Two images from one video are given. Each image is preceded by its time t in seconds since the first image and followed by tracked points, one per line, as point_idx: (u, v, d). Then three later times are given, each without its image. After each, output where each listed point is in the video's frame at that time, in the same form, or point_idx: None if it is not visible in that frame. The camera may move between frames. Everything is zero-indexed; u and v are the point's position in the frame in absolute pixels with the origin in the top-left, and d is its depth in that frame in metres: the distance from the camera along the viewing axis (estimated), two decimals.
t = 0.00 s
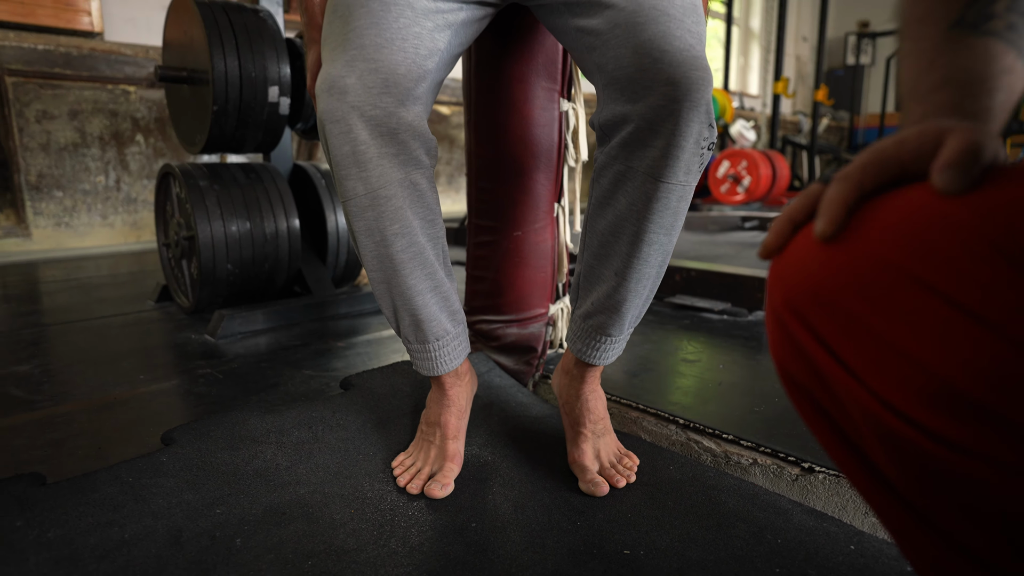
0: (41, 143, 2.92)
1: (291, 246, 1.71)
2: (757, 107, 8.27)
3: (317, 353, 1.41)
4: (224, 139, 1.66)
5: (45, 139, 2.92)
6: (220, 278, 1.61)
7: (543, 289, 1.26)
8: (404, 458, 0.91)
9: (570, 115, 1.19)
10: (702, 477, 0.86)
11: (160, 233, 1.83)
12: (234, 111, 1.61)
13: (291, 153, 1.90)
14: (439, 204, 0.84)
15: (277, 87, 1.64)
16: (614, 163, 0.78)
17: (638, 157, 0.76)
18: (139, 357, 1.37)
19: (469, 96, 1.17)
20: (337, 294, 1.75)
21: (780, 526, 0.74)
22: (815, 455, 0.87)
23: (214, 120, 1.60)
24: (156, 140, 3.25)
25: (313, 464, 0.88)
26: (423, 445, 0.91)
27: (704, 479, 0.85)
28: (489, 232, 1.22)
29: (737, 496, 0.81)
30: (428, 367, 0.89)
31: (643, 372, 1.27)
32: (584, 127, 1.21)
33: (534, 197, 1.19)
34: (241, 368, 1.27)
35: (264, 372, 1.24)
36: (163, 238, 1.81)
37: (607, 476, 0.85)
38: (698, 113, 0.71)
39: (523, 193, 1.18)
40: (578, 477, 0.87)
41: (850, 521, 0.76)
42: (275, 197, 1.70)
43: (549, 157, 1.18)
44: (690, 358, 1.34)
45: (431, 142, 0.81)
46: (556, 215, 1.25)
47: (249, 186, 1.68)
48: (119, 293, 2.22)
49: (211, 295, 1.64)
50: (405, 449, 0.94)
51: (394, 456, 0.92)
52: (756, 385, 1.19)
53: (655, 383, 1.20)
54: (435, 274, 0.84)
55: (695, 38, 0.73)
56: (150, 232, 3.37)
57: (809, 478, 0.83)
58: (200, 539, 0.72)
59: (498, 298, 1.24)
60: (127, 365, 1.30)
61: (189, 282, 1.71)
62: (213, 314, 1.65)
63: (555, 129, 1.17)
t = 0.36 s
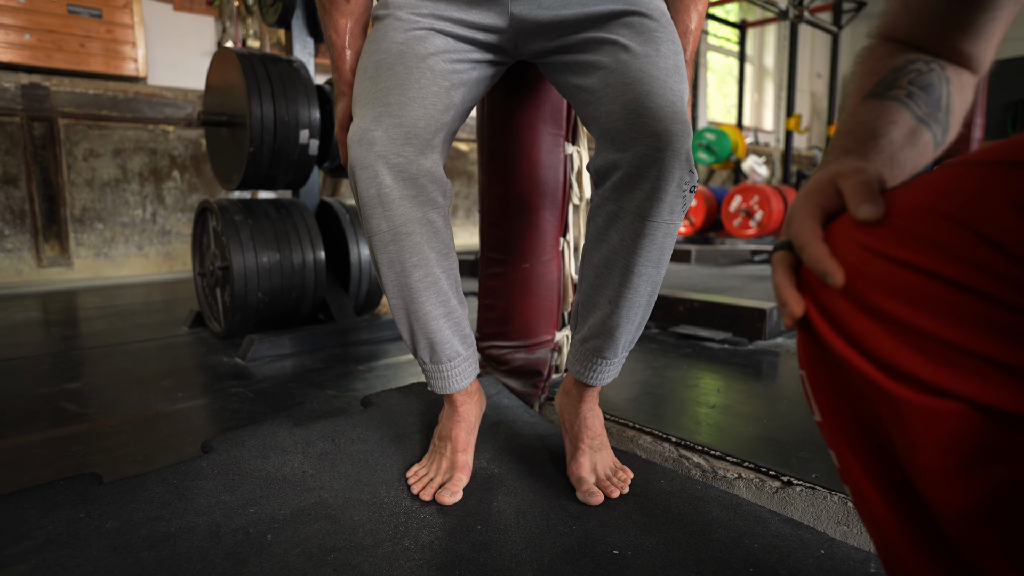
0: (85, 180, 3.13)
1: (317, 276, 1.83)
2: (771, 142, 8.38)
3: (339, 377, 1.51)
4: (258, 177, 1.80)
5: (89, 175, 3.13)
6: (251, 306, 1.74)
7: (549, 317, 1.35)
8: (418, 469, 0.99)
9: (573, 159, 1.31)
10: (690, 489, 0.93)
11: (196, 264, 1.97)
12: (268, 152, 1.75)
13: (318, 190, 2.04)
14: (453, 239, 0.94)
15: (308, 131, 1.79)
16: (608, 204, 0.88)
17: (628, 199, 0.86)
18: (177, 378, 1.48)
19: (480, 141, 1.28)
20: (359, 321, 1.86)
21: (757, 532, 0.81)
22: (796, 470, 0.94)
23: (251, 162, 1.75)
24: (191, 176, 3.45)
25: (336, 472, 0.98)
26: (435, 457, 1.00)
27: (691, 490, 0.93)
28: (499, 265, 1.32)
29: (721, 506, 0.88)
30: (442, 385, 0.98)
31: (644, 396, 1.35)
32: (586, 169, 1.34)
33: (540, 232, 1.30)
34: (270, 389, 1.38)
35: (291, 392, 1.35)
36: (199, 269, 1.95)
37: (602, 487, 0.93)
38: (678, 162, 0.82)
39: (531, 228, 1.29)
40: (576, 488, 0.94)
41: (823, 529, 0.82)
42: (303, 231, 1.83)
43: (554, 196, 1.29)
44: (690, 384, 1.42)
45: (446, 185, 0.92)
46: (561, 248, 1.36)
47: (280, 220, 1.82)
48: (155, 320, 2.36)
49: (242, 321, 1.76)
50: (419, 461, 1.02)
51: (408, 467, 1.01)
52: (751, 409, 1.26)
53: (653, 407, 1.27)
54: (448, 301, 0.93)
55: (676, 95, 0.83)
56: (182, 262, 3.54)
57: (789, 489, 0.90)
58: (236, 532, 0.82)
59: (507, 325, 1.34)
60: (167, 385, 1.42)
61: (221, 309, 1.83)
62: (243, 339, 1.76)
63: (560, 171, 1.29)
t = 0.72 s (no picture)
0: (116, 213, 3.32)
1: (336, 305, 1.99)
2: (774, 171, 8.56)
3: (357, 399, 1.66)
4: (283, 215, 1.97)
5: (120, 209, 3.32)
6: (276, 333, 1.89)
7: (548, 344, 1.49)
8: (430, 479, 1.12)
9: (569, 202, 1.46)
10: (669, 496, 1.05)
11: (224, 294, 2.13)
12: (293, 192, 1.92)
13: (337, 225, 2.20)
14: (461, 277, 1.09)
15: (329, 173, 1.96)
16: (595, 247, 1.03)
17: (613, 243, 1.00)
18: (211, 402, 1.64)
19: (486, 186, 1.44)
20: (374, 347, 2.01)
21: (724, 532, 0.94)
22: (762, 480, 1.07)
23: (277, 202, 1.92)
24: (215, 209, 3.64)
25: (358, 480, 1.12)
26: (445, 468, 1.13)
27: (669, 496, 1.06)
28: (502, 297, 1.46)
29: (694, 510, 1.00)
30: (451, 405, 1.11)
31: (635, 417, 1.48)
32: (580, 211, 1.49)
33: (540, 267, 1.45)
34: (294, 411, 1.53)
35: (314, 414, 1.50)
36: (228, 298, 2.11)
37: (592, 495, 1.06)
38: (652, 212, 0.96)
39: (531, 264, 1.44)
40: (568, 495, 1.07)
41: (782, 529, 0.95)
42: (324, 264, 1.99)
43: (552, 236, 1.44)
44: (678, 407, 1.55)
45: (455, 231, 1.07)
46: (559, 282, 1.50)
47: (303, 254, 1.98)
48: (183, 347, 2.53)
49: (267, 347, 1.91)
50: (431, 472, 1.15)
51: (421, 477, 1.14)
52: (731, 428, 1.39)
53: (642, 427, 1.41)
54: (458, 330, 1.08)
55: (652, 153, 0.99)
56: (204, 290, 3.71)
57: (755, 496, 1.03)
58: (275, 530, 0.96)
59: (510, 352, 1.48)
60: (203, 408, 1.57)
61: (248, 336, 1.99)
62: (268, 364, 1.91)
63: (557, 213, 1.44)
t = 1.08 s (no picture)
0: (142, 237, 3.52)
1: (352, 329, 2.16)
2: (772, 189, 8.75)
3: (372, 417, 1.83)
4: (304, 246, 2.15)
5: (145, 234, 3.52)
6: (297, 356, 2.06)
7: (545, 368, 1.66)
8: (438, 489, 1.29)
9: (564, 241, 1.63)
10: (646, 505, 1.22)
11: (248, 317, 2.31)
12: (314, 227, 2.10)
13: (353, 254, 2.39)
14: (467, 313, 1.26)
15: (346, 208, 2.14)
16: (582, 288, 1.20)
17: (597, 286, 1.17)
18: (240, 420, 1.81)
19: (489, 227, 1.61)
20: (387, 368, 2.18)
21: (690, 535, 1.10)
22: (727, 490, 1.23)
23: (298, 236, 2.10)
24: (233, 232, 3.84)
25: (377, 490, 1.28)
26: (452, 479, 1.29)
27: (648, 505, 1.22)
28: (504, 325, 1.63)
29: (667, 518, 1.16)
30: (458, 424, 1.28)
31: (622, 435, 1.65)
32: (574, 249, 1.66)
33: (537, 300, 1.62)
34: (316, 429, 1.70)
35: (334, 432, 1.67)
36: (252, 322, 2.29)
37: (579, 503, 1.22)
38: (629, 261, 1.13)
39: (529, 297, 1.61)
40: (559, 503, 1.24)
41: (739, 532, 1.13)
42: (341, 291, 2.17)
43: (548, 272, 1.62)
44: (662, 425, 1.72)
45: (462, 274, 1.24)
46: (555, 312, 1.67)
47: (322, 282, 2.16)
48: (207, 368, 2.71)
49: (289, 367, 2.09)
50: (439, 483, 1.32)
51: (431, 487, 1.31)
52: (706, 444, 1.56)
53: (628, 444, 1.57)
54: (464, 359, 1.24)
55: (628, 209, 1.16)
56: (222, 308, 3.89)
57: (721, 503, 1.21)
58: (307, 532, 1.13)
59: (510, 375, 1.64)
60: (233, 426, 1.74)
61: (271, 357, 2.16)
62: (290, 383, 2.09)
63: (552, 252, 1.61)
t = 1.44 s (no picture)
0: (165, 260, 3.74)
1: (368, 350, 2.38)
2: (765, 206, 9.00)
3: (389, 433, 2.04)
4: (325, 276, 2.37)
5: (169, 256, 3.75)
6: (319, 375, 2.27)
7: (543, 388, 1.87)
8: (451, 495, 1.50)
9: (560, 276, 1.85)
10: (629, 510, 1.44)
11: (272, 339, 2.52)
12: (335, 259, 2.32)
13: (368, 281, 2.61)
14: (476, 344, 1.47)
15: (363, 241, 2.37)
16: (575, 325, 1.42)
17: (587, 323, 1.39)
18: (271, 435, 2.03)
19: (493, 266, 1.83)
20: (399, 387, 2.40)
21: (665, 535, 1.32)
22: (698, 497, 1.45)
23: (321, 267, 2.31)
24: (250, 254, 4.06)
25: (398, 497, 1.50)
26: (463, 487, 1.50)
27: (630, 509, 1.44)
28: (507, 352, 1.85)
29: (646, 521, 1.38)
30: (469, 440, 1.49)
31: (611, 448, 1.87)
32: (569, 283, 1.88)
33: (536, 329, 1.84)
34: (340, 444, 1.92)
35: (356, 447, 1.89)
36: (276, 344, 2.50)
37: (571, 508, 1.44)
38: (614, 304, 1.35)
39: (529, 326, 1.83)
40: (554, 507, 1.45)
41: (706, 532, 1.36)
42: (358, 316, 2.38)
43: (546, 303, 1.83)
44: (646, 440, 1.94)
45: (472, 311, 1.46)
46: (552, 339, 1.89)
47: (341, 307, 2.37)
48: (231, 385, 2.93)
49: (312, 386, 2.30)
50: (452, 490, 1.53)
51: (444, 494, 1.53)
52: (684, 457, 1.78)
53: (617, 457, 1.79)
54: (474, 384, 1.45)
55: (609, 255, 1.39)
56: (238, 325, 4.09)
57: (693, 508, 1.43)
58: (343, 532, 1.34)
59: (512, 395, 1.86)
60: (266, 441, 1.96)
61: (294, 376, 2.38)
62: (312, 400, 2.31)
63: (550, 286, 1.83)
